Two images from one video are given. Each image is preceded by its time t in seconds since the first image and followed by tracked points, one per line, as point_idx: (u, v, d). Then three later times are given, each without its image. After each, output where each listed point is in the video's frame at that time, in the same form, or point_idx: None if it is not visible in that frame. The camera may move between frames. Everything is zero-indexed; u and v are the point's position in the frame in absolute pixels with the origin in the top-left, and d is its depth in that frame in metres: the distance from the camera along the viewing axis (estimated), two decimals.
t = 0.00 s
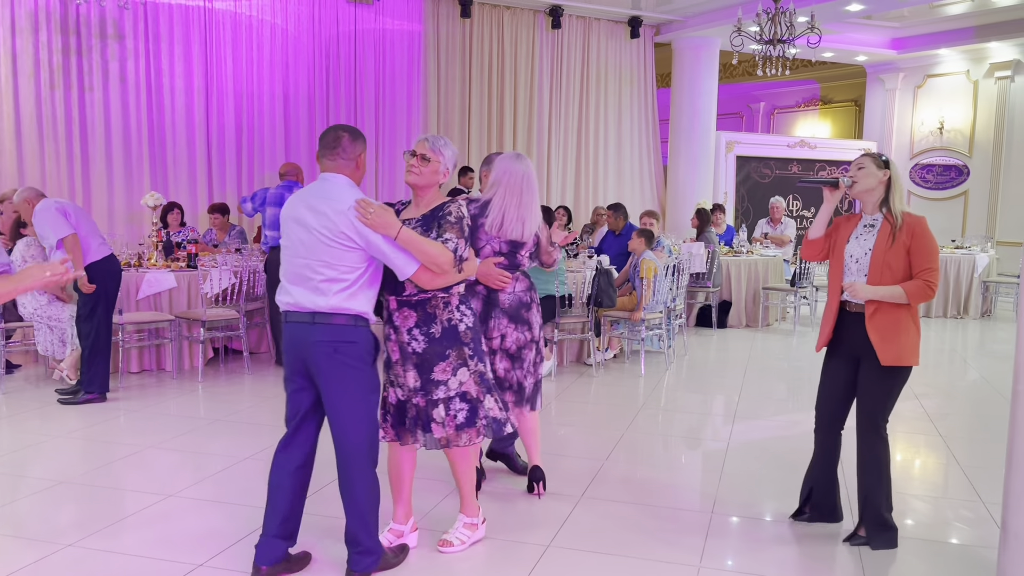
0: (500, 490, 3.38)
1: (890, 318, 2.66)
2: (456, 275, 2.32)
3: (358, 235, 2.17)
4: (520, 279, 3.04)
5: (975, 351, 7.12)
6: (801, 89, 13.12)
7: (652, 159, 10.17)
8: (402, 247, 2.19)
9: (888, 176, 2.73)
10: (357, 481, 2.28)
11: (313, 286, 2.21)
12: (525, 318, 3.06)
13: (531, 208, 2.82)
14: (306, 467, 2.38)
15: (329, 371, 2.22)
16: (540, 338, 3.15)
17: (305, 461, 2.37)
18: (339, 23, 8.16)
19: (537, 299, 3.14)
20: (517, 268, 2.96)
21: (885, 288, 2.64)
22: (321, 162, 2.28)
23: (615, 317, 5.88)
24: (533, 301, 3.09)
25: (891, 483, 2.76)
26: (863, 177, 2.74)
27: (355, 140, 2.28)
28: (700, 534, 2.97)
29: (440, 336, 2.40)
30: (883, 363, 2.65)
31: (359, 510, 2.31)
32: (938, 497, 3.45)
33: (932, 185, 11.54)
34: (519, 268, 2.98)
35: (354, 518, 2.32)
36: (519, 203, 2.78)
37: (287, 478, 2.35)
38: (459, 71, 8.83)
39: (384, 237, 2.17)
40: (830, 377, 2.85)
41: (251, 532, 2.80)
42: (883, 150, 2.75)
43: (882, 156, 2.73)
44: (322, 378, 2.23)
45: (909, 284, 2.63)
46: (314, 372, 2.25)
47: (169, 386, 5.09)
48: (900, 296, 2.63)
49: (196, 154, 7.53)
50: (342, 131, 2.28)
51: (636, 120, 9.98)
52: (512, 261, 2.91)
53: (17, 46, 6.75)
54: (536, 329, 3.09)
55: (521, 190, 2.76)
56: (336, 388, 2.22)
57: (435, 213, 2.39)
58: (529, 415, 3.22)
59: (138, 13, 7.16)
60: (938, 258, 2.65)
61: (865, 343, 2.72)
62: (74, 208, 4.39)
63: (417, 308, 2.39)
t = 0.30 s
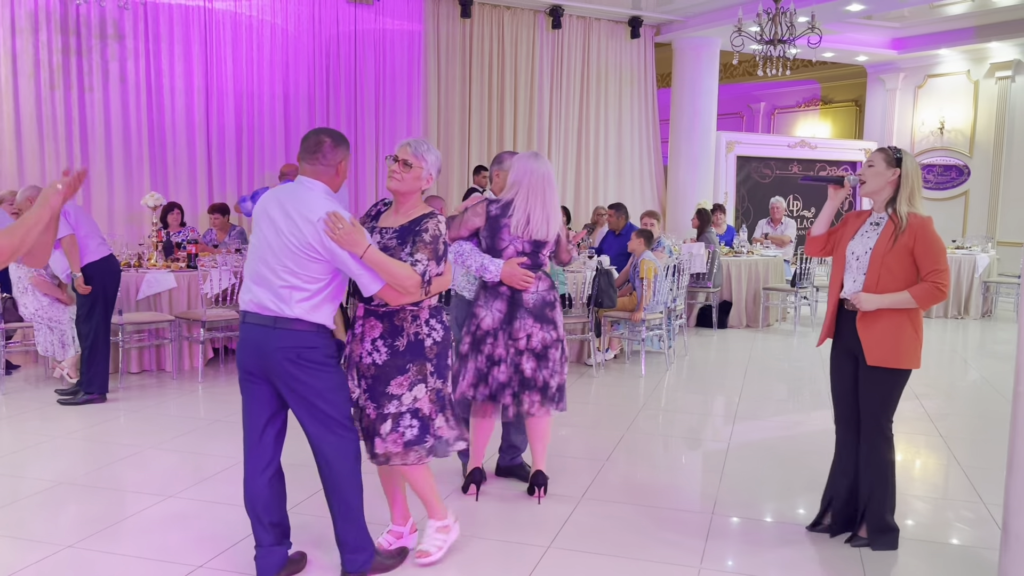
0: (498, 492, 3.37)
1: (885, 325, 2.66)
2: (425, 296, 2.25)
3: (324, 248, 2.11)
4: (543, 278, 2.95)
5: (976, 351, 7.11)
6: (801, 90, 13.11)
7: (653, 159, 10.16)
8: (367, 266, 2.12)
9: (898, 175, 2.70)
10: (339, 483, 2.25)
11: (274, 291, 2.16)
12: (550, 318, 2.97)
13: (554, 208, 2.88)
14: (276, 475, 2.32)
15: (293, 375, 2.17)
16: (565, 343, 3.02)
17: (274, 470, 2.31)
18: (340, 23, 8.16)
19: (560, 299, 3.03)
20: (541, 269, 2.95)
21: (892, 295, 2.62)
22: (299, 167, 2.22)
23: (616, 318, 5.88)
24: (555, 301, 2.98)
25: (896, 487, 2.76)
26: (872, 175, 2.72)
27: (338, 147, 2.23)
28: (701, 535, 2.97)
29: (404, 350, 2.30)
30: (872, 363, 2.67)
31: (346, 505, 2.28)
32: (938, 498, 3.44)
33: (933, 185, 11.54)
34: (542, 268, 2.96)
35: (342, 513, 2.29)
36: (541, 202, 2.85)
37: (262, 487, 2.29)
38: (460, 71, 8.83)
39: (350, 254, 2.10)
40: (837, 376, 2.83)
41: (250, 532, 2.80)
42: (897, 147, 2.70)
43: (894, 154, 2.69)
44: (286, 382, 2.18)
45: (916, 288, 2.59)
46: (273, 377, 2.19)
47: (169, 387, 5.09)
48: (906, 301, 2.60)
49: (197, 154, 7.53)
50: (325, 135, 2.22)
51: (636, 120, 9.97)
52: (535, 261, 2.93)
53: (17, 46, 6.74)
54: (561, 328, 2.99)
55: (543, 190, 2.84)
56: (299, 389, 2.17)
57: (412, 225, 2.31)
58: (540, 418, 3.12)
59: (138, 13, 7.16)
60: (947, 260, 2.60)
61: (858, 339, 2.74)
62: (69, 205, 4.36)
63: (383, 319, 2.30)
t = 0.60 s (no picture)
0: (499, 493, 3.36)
1: (885, 324, 2.65)
2: (408, 293, 2.21)
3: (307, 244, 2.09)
4: (558, 279, 2.93)
5: (977, 351, 7.10)
6: (802, 89, 13.11)
7: (654, 159, 10.16)
8: (349, 260, 2.09)
9: (899, 180, 2.68)
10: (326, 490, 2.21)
11: (262, 291, 2.14)
12: (568, 319, 2.95)
13: (561, 206, 2.86)
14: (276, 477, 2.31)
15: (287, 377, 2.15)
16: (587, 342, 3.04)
17: (274, 470, 2.30)
18: (341, 24, 8.16)
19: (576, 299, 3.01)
20: (555, 269, 2.94)
21: (884, 298, 2.63)
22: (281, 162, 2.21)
23: (616, 318, 5.88)
24: (572, 302, 2.97)
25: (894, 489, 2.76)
26: (874, 179, 2.72)
27: (319, 140, 2.23)
28: (702, 535, 2.96)
29: (386, 350, 2.27)
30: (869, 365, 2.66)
31: (315, 517, 2.23)
32: (940, 498, 3.44)
33: (934, 185, 11.53)
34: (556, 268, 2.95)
35: (307, 524, 2.24)
36: (548, 203, 2.84)
37: (261, 488, 2.28)
38: (460, 71, 8.82)
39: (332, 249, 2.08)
40: (832, 376, 2.83)
41: (250, 532, 2.79)
42: (902, 149, 2.67)
43: (898, 157, 2.67)
44: (279, 384, 2.16)
45: (909, 292, 2.60)
46: (267, 378, 2.17)
47: (170, 387, 5.09)
48: (900, 304, 2.61)
49: (197, 154, 7.52)
50: (304, 129, 2.22)
51: (637, 119, 9.96)
52: (547, 263, 2.92)
53: (18, 46, 6.74)
54: (579, 328, 2.99)
55: (548, 190, 2.83)
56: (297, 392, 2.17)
57: (397, 222, 2.28)
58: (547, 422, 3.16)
59: (139, 12, 7.17)
60: (943, 263, 2.60)
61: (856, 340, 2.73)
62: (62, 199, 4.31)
63: (367, 318, 2.27)
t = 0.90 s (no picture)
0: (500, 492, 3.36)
1: (883, 325, 2.65)
2: (406, 282, 2.19)
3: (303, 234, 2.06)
4: (555, 282, 2.94)
5: (978, 351, 7.10)
6: (803, 89, 13.11)
7: (655, 159, 10.15)
8: (348, 245, 2.07)
9: (896, 179, 2.68)
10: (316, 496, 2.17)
11: (264, 290, 2.10)
12: (565, 322, 2.95)
13: (550, 209, 2.85)
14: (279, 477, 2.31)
15: (286, 381, 2.11)
16: (586, 344, 3.05)
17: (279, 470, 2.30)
18: (341, 24, 8.16)
19: (573, 301, 3.02)
20: (551, 271, 2.95)
21: (881, 294, 2.62)
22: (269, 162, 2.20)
23: (617, 318, 5.88)
24: (569, 304, 2.98)
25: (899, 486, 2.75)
26: (871, 177, 2.69)
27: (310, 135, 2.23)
28: (704, 535, 2.96)
29: (384, 350, 2.26)
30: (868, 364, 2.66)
31: (293, 536, 2.17)
32: (941, 498, 3.44)
33: (935, 185, 11.53)
34: (551, 271, 2.95)
35: (285, 545, 2.16)
36: (537, 206, 2.83)
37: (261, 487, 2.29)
38: (461, 72, 8.82)
39: (330, 234, 2.06)
40: (825, 376, 2.82)
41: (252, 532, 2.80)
42: (897, 148, 2.67)
43: (895, 157, 2.66)
44: (278, 388, 2.11)
45: (906, 289, 2.60)
46: (268, 381, 2.13)
47: (171, 387, 5.09)
48: (896, 301, 2.60)
49: (198, 154, 7.52)
50: (290, 127, 2.21)
51: (637, 120, 9.96)
52: (541, 266, 2.91)
53: (19, 46, 6.74)
54: (577, 330, 2.99)
55: (535, 191, 2.82)
56: (292, 407, 2.11)
57: (390, 219, 2.27)
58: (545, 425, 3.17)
59: (140, 12, 7.17)
60: (937, 262, 2.63)
61: (851, 336, 2.72)
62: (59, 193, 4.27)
63: (364, 319, 2.27)
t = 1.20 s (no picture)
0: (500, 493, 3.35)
1: (883, 328, 2.66)
2: (400, 279, 2.15)
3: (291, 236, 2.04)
4: (546, 282, 2.94)
5: (979, 351, 7.10)
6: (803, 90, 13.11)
7: (655, 160, 10.14)
8: (338, 244, 2.05)
9: (881, 179, 2.73)
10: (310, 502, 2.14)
11: (253, 297, 2.07)
12: (553, 323, 2.95)
13: (547, 206, 2.85)
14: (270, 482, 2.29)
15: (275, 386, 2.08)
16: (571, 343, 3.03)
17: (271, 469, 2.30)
18: (342, 24, 8.16)
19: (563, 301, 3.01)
20: (542, 270, 2.94)
21: (885, 296, 2.64)
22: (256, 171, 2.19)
23: (618, 318, 5.89)
24: (559, 303, 2.98)
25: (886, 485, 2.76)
26: (858, 177, 2.71)
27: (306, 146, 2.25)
28: (705, 536, 2.96)
29: (382, 350, 2.23)
30: (869, 364, 2.65)
31: (291, 539, 2.12)
32: (942, 498, 3.43)
33: (936, 185, 11.52)
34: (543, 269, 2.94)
35: (281, 553, 2.12)
36: (535, 202, 2.83)
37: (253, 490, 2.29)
38: (462, 72, 8.82)
39: (318, 234, 2.04)
40: (813, 375, 2.82)
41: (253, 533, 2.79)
42: (877, 149, 2.73)
43: (879, 157, 2.71)
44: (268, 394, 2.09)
45: (902, 288, 2.68)
46: (258, 387, 2.11)
47: (172, 387, 5.10)
48: (897, 301, 2.65)
49: (199, 154, 7.52)
50: (275, 134, 2.20)
51: (637, 120, 9.96)
52: (533, 263, 2.90)
53: (20, 46, 6.73)
54: (563, 333, 2.99)
55: (534, 187, 2.82)
56: (288, 410, 2.08)
57: (380, 217, 2.23)
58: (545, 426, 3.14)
59: (142, 12, 7.18)
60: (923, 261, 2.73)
61: (845, 339, 2.71)
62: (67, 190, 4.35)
63: (359, 320, 2.23)
